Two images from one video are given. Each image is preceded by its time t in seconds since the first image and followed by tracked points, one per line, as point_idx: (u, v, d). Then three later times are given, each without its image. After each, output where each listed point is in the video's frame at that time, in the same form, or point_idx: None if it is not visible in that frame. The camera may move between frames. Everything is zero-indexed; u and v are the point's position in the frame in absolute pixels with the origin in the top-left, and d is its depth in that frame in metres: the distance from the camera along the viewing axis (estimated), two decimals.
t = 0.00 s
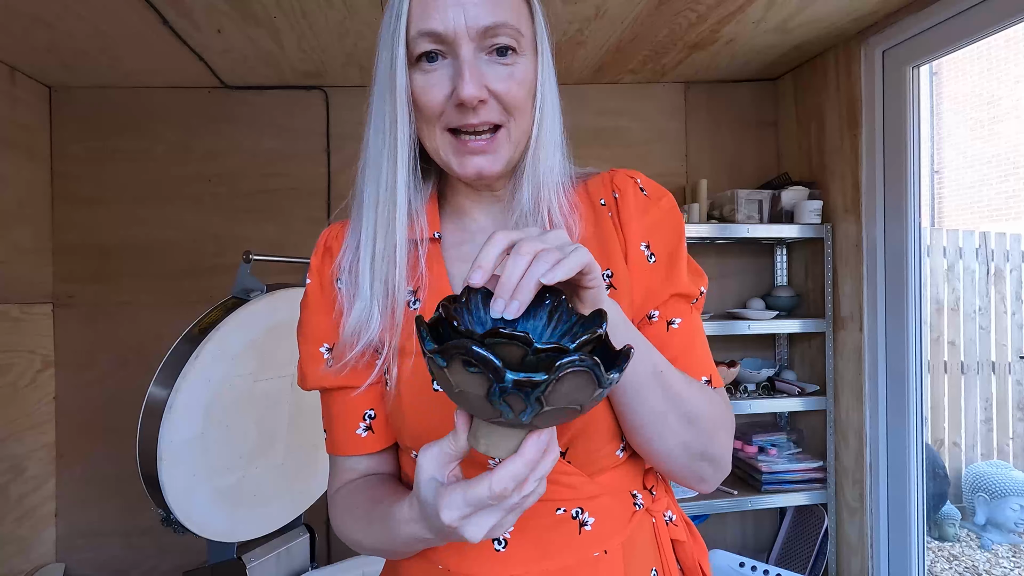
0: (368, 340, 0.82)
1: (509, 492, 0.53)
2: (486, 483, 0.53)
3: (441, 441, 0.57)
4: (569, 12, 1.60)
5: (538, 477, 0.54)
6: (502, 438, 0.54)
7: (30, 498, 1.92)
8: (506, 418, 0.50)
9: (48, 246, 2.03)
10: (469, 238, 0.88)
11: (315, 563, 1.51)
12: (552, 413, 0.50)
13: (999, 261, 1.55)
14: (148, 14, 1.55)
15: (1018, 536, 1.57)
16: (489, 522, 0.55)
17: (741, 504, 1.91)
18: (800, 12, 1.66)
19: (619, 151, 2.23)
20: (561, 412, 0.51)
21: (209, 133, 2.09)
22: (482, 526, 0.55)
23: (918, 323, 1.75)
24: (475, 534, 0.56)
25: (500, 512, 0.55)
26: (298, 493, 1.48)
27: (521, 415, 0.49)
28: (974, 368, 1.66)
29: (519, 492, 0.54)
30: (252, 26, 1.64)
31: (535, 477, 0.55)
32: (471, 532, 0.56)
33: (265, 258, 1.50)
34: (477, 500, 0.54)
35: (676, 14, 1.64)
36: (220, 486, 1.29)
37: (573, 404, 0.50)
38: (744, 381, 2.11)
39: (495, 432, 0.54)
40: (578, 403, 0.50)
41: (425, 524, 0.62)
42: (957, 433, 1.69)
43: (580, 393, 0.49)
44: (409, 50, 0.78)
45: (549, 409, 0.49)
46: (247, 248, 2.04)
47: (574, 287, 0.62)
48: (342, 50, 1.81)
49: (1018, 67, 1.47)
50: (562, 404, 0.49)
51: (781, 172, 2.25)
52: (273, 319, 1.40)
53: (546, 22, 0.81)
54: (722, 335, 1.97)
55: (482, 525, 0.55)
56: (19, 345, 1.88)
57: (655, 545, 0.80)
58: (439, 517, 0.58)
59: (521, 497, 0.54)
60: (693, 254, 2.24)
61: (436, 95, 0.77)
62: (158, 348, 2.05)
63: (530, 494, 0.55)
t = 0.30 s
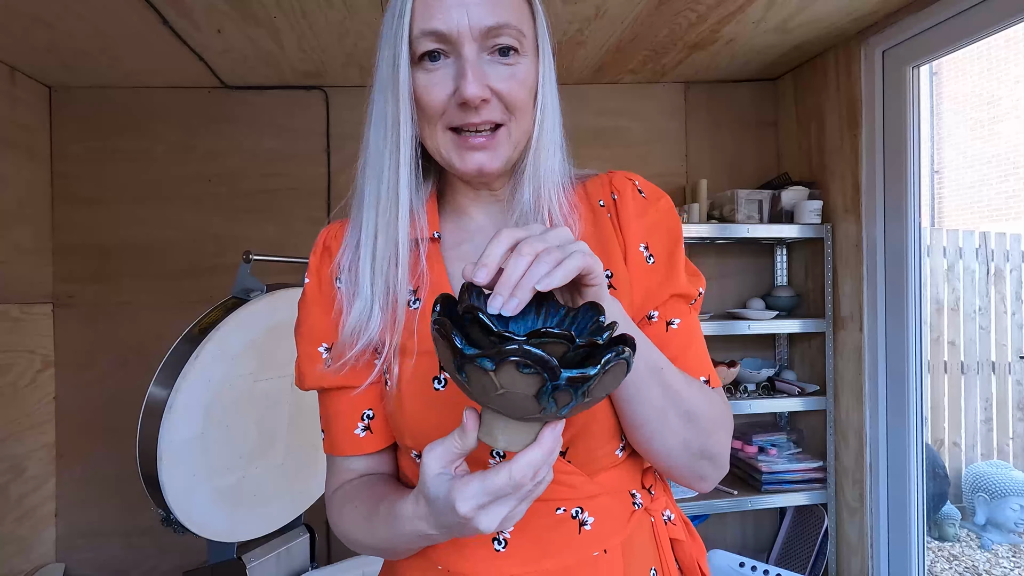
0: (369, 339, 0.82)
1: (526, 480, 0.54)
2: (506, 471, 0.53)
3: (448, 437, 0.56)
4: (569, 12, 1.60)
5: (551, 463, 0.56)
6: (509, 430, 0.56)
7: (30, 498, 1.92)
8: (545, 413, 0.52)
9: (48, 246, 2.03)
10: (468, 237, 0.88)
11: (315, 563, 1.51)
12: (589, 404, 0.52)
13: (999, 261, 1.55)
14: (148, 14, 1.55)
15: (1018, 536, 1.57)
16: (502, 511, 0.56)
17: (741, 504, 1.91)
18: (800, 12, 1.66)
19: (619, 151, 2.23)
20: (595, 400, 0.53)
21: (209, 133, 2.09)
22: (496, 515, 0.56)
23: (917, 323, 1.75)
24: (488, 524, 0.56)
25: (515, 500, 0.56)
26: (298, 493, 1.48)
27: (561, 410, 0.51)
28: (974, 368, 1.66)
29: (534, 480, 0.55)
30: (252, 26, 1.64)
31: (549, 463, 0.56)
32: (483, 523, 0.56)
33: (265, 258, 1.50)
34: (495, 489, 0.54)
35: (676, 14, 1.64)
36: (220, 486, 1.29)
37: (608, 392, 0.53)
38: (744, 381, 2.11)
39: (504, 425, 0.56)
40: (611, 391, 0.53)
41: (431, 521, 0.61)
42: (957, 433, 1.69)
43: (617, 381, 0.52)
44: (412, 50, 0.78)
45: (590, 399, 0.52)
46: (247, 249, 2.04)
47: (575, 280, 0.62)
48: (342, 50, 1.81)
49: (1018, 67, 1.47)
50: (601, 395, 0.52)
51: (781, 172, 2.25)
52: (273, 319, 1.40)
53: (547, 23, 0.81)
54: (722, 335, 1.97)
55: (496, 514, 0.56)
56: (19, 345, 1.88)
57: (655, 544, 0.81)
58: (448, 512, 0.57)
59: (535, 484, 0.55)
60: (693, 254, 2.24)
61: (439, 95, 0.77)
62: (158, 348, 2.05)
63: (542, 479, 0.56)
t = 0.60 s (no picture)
0: (370, 339, 0.81)
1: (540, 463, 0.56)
2: (522, 455, 0.54)
3: (455, 434, 0.56)
4: (569, 12, 1.60)
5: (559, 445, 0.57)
6: (516, 419, 0.56)
7: (30, 498, 1.92)
8: (574, 403, 0.54)
9: (48, 246, 2.02)
10: (468, 238, 0.88)
11: (315, 563, 1.51)
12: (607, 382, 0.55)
13: (999, 261, 1.55)
14: (148, 14, 1.55)
15: (1018, 536, 1.57)
16: (517, 496, 0.57)
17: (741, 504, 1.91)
18: (800, 12, 1.66)
19: (619, 151, 2.23)
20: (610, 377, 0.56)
21: (209, 133, 2.09)
22: (512, 500, 0.56)
23: (917, 323, 1.75)
24: (504, 511, 0.57)
25: (528, 484, 0.57)
26: (299, 493, 1.47)
27: (589, 397, 0.54)
28: (974, 368, 1.66)
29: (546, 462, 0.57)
30: (252, 26, 1.64)
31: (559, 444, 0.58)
32: (500, 510, 0.56)
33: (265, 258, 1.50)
34: (511, 475, 0.55)
35: (676, 14, 1.64)
36: (220, 486, 1.29)
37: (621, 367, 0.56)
38: (744, 381, 2.11)
39: (510, 416, 0.56)
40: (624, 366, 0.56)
41: (439, 515, 0.61)
42: (957, 433, 1.69)
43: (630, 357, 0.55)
44: (413, 50, 0.78)
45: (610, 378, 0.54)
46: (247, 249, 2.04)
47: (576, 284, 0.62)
48: (342, 50, 1.81)
49: (1018, 67, 1.47)
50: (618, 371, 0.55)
51: (782, 172, 2.25)
52: (273, 319, 1.40)
53: (547, 24, 0.81)
54: (723, 335, 1.97)
55: (512, 500, 0.57)
56: (19, 345, 1.88)
57: (654, 543, 0.81)
58: (460, 504, 0.57)
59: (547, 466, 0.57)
60: (694, 254, 2.24)
61: (440, 94, 0.76)
62: (157, 348, 2.05)
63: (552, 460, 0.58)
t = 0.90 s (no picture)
0: (370, 339, 0.81)
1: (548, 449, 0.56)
2: (531, 442, 0.55)
3: (461, 429, 0.56)
4: (569, 12, 1.60)
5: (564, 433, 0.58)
6: (521, 408, 0.57)
7: (30, 498, 1.92)
8: (583, 383, 0.56)
9: (48, 246, 2.02)
10: (467, 238, 0.88)
11: (315, 563, 1.51)
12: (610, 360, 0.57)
13: (999, 261, 1.55)
14: (148, 14, 1.55)
15: (1018, 536, 1.57)
16: (526, 484, 0.57)
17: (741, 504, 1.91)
18: (800, 12, 1.66)
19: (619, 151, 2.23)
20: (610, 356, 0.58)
21: (209, 133, 2.09)
22: (521, 489, 0.56)
23: (917, 322, 1.75)
24: (514, 500, 0.56)
25: (536, 472, 0.57)
26: (299, 493, 1.47)
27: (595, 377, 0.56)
28: (974, 369, 1.66)
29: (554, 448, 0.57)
30: (251, 26, 1.64)
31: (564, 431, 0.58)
32: (508, 499, 0.56)
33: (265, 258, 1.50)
34: (520, 463, 0.55)
35: (676, 14, 1.64)
36: (220, 486, 1.29)
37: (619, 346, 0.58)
38: (744, 381, 2.11)
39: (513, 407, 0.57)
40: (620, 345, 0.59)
41: (446, 511, 0.61)
42: (957, 433, 1.69)
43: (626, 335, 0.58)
44: (413, 50, 0.78)
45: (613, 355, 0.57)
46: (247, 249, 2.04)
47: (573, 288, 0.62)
48: (342, 50, 1.81)
49: (1018, 67, 1.47)
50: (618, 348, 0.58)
51: (781, 172, 2.25)
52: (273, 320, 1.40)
53: (545, 24, 0.81)
54: (723, 335, 1.97)
55: (521, 488, 0.56)
56: (19, 345, 1.88)
57: (654, 541, 0.81)
58: (468, 496, 0.57)
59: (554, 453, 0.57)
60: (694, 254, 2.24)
61: (440, 94, 0.76)
62: (157, 348, 2.04)
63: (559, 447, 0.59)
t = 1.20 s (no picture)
0: (370, 340, 0.81)
1: (541, 444, 0.56)
2: (525, 436, 0.55)
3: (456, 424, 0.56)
4: (569, 12, 1.60)
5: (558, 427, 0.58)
6: (516, 405, 0.57)
7: (30, 498, 1.92)
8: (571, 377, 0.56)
9: (48, 246, 2.02)
10: (467, 239, 0.88)
11: (315, 563, 1.51)
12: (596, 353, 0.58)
13: (999, 261, 1.55)
14: (148, 14, 1.55)
15: (1018, 536, 1.56)
16: (520, 479, 0.57)
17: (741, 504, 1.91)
18: (800, 12, 1.66)
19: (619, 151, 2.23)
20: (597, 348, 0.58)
21: (209, 133, 2.09)
22: (515, 483, 0.56)
23: (917, 322, 1.75)
24: (509, 494, 0.56)
25: (531, 466, 0.57)
26: (299, 493, 1.47)
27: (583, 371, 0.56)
28: (974, 369, 1.66)
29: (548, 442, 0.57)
30: (251, 26, 1.64)
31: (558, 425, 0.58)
32: (503, 493, 0.56)
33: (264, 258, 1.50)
34: (515, 456, 0.55)
35: (676, 14, 1.64)
36: (220, 486, 1.29)
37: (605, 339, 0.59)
38: (744, 381, 2.11)
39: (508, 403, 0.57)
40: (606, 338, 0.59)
41: (442, 508, 0.61)
42: (957, 433, 1.69)
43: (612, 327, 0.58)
44: (413, 54, 0.78)
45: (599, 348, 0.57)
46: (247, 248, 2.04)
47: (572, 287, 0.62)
48: (342, 49, 1.81)
49: (1018, 67, 1.47)
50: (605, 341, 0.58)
51: (781, 172, 2.25)
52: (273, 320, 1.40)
53: (546, 28, 0.81)
54: (722, 335, 1.97)
55: (515, 482, 0.56)
56: (19, 345, 1.88)
57: (652, 539, 0.81)
58: (464, 491, 0.57)
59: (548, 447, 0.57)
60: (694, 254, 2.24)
61: (441, 98, 0.76)
62: (157, 348, 2.05)
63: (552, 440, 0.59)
